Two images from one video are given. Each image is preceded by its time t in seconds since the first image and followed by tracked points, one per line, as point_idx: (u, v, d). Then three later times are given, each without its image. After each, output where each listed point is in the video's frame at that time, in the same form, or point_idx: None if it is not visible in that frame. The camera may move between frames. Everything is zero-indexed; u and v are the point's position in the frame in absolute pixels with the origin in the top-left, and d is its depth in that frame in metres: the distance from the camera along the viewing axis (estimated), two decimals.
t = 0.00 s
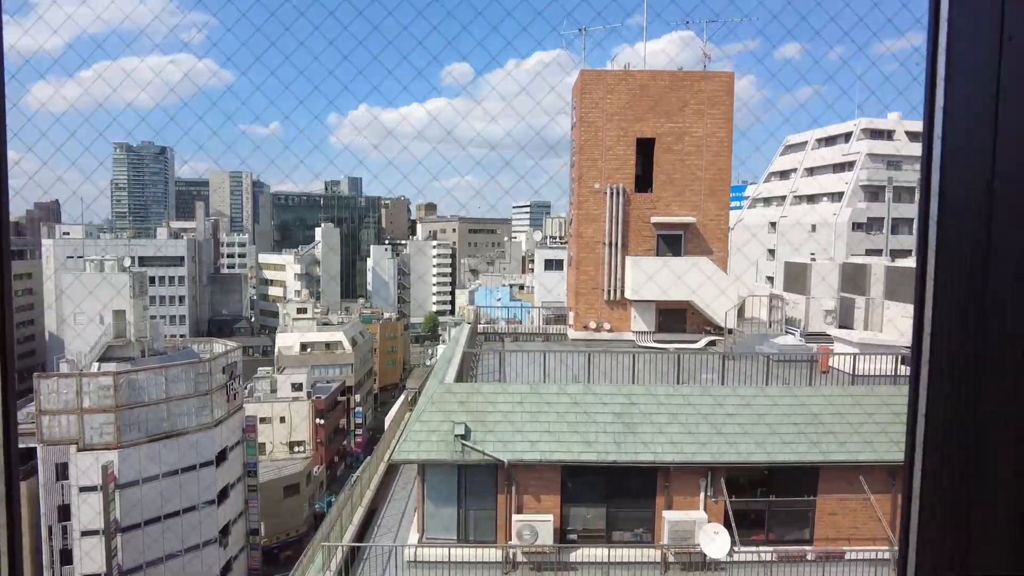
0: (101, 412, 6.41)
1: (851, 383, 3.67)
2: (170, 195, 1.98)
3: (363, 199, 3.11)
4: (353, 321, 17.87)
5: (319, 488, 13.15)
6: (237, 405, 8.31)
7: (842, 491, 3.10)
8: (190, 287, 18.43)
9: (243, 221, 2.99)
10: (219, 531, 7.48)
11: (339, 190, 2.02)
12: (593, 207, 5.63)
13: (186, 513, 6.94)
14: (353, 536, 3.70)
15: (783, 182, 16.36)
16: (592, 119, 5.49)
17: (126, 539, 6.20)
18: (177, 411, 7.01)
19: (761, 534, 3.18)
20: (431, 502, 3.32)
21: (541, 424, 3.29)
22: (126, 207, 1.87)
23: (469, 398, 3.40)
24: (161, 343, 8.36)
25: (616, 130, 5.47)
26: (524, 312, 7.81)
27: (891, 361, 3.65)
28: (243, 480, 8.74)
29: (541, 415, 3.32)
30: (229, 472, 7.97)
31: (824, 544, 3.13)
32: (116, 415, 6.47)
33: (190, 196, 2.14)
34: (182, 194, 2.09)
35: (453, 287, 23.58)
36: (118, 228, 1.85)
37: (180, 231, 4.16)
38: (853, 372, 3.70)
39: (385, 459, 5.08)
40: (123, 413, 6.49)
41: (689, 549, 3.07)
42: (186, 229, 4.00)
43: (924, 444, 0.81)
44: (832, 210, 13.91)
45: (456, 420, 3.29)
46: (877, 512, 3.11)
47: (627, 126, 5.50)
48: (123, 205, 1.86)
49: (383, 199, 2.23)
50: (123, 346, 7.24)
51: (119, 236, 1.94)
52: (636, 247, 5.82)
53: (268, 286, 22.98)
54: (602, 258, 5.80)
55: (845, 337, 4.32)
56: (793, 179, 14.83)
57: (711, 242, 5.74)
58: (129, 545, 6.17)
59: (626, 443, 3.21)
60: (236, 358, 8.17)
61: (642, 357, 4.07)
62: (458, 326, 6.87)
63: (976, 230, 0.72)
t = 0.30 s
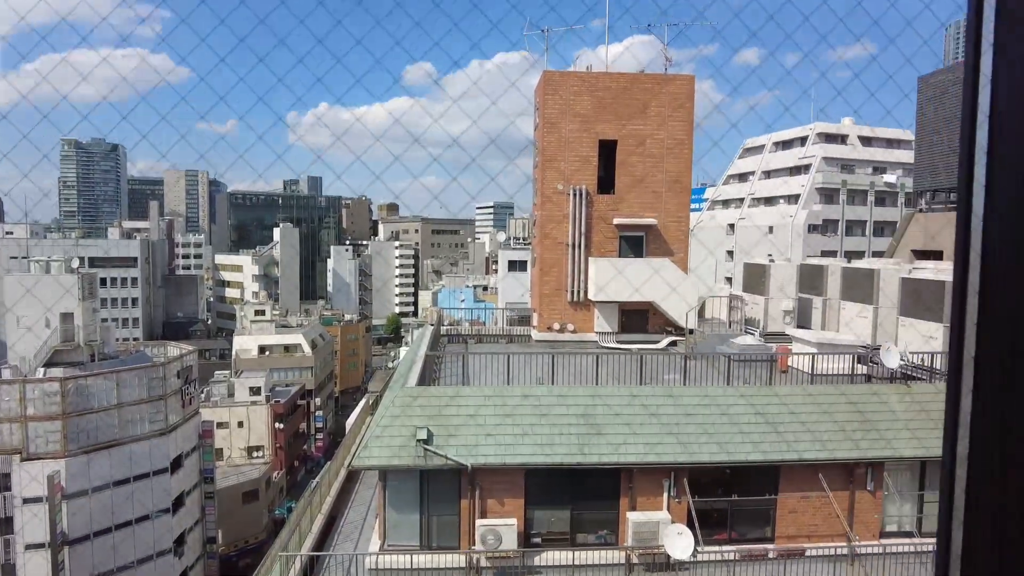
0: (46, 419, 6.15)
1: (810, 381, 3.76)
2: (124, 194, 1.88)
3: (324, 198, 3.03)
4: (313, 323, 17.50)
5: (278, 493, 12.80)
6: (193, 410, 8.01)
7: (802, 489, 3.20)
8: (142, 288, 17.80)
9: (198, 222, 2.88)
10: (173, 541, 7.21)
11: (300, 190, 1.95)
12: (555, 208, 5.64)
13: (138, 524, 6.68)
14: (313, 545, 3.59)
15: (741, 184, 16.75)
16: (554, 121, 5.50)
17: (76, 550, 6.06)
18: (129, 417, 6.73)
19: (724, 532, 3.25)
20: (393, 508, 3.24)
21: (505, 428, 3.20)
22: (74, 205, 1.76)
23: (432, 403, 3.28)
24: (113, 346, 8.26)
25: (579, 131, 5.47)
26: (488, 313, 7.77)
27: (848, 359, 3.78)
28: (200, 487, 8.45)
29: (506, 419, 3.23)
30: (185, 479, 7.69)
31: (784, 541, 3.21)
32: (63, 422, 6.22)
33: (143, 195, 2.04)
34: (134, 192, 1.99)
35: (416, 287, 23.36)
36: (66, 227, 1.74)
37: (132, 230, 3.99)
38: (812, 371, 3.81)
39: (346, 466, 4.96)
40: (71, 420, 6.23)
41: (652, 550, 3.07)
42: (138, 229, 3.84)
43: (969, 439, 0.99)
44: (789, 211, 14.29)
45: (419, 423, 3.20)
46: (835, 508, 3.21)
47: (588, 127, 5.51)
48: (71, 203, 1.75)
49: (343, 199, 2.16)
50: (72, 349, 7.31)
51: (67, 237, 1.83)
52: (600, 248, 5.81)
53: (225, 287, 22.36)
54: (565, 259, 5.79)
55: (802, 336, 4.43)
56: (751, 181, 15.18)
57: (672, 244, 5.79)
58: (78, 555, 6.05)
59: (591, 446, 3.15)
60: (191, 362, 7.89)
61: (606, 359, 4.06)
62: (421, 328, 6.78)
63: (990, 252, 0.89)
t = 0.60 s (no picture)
0: (14, 424, 5.95)
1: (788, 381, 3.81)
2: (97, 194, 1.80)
3: (302, 197, 2.96)
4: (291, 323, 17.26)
5: (255, 497, 12.59)
6: (167, 413, 7.84)
7: (781, 489, 3.22)
8: (115, 288, 17.39)
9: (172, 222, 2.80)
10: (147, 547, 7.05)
11: (276, 189, 1.90)
12: (534, 208, 5.60)
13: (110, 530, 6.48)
14: (289, 551, 3.51)
15: (719, 184, 16.94)
16: (534, 121, 5.49)
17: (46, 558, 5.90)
18: (100, 421, 6.54)
19: (703, 532, 3.26)
20: (371, 512, 3.19)
21: (484, 430, 3.14)
22: (44, 204, 1.66)
23: (409, 405, 3.16)
24: (86, 349, 7.98)
25: (558, 130, 5.46)
26: (468, 313, 7.72)
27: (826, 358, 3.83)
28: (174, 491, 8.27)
29: (485, 421, 3.15)
30: (159, 483, 7.52)
31: (764, 541, 3.23)
32: (30, 427, 6.01)
33: (115, 193, 1.98)
34: (106, 190, 1.92)
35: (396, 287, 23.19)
36: (35, 227, 1.65)
37: (102, 228, 3.87)
38: (791, 371, 3.86)
39: (323, 469, 4.89)
40: (40, 425, 6.02)
41: (633, 551, 3.06)
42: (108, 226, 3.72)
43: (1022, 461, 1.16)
44: (766, 211, 14.48)
45: (397, 424, 3.13)
46: (813, 507, 3.24)
47: (567, 128, 5.49)
48: (41, 202, 1.65)
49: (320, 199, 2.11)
50: (40, 352, 7.01)
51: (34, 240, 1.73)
52: (578, 249, 5.75)
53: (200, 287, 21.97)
54: (545, 260, 5.75)
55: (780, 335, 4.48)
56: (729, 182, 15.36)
57: (652, 244, 5.80)
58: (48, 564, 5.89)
59: (571, 448, 3.11)
60: (165, 364, 7.72)
61: (586, 357, 4.02)
62: (401, 328, 6.71)
63: None
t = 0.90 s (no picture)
0: None
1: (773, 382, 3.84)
2: (77, 194, 1.76)
3: (287, 198, 2.92)
4: (276, 325, 17.10)
5: (240, 500, 12.45)
6: (149, 417, 7.72)
7: (766, 490, 3.24)
8: (96, 290, 17.11)
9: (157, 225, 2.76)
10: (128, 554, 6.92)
11: (261, 191, 1.88)
12: (520, 209, 5.58)
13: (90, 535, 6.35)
14: (273, 557, 3.46)
15: (705, 186, 17.05)
16: (521, 121, 5.48)
17: (23, 566, 5.75)
18: (79, 425, 6.42)
19: (690, 534, 3.27)
20: (355, 517, 3.15)
21: (469, 433, 3.11)
22: (22, 204, 1.62)
23: (396, 408, 3.13)
24: (65, 351, 7.82)
25: (544, 132, 5.43)
26: (454, 314, 7.68)
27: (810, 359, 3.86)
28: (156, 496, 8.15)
29: (471, 424, 3.12)
30: (141, 488, 7.40)
31: (750, 542, 3.24)
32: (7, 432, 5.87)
33: (98, 193, 1.94)
34: (87, 190, 1.88)
35: (382, 289, 23.19)
36: (13, 228, 1.61)
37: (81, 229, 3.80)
38: (776, 372, 3.89)
39: (307, 472, 4.83)
40: (17, 429, 5.89)
41: (619, 554, 3.05)
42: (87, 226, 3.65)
43: None
44: (751, 212, 14.60)
45: (382, 427, 3.09)
46: (799, 507, 3.26)
47: (553, 129, 5.47)
48: (19, 203, 1.62)
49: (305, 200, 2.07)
50: (18, 355, 6.89)
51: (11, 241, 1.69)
52: (565, 250, 5.76)
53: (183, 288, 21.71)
54: (532, 261, 5.74)
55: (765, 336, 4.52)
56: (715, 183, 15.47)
57: (638, 245, 5.82)
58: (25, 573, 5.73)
59: (557, 450, 3.10)
60: (147, 366, 7.60)
61: (573, 359, 4.01)
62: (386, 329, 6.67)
63: None
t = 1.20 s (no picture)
0: None
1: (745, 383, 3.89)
2: (39, 193, 1.70)
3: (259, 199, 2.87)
4: (246, 329, 16.74)
5: (208, 507, 12.17)
6: (114, 423, 7.50)
7: (738, 491, 3.28)
8: (59, 292, 16.61)
9: (123, 227, 2.68)
10: (92, 564, 6.71)
11: (232, 192, 1.83)
12: (495, 212, 5.57)
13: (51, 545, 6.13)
14: (241, 565, 3.38)
15: (678, 190, 17.30)
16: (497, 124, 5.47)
17: None
18: (41, 432, 6.20)
19: (663, 536, 3.29)
20: (327, 523, 3.09)
21: (443, 437, 3.07)
22: None
23: (368, 413, 3.06)
24: (26, 355, 7.57)
25: (519, 135, 5.43)
26: (429, 317, 7.64)
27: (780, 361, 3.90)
28: (122, 503, 7.93)
29: (445, 427, 3.07)
30: (106, 496, 7.19)
31: (722, 543, 3.28)
32: None
33: (62, 193, 1.88)
34: (49, 190, 1.81)
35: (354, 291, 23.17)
36: None
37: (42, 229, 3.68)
38: (747, 373, 3.94)
39: (277, 478, 4.73)
40: None
41: (593, 557, 3.05)
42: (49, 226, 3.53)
43: None
44: (723, 216, 14.86)
45: (355, 432, 3.03)
46: (770, 507, 3.31)
47: (528, 132, 5.48)
48: None
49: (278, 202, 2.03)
50: None
51: None
52: (539, 252, 5.76)
53: (151, 291, 21.22)
54: (506, 264, 5.72)
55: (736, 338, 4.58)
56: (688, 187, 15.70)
57: (612, 248, 5.85)
58: None
59: (532, 453, 3.09)
60: (113, 372, 7.38)
61: (547, 360, 4.00)
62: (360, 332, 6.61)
63: None
